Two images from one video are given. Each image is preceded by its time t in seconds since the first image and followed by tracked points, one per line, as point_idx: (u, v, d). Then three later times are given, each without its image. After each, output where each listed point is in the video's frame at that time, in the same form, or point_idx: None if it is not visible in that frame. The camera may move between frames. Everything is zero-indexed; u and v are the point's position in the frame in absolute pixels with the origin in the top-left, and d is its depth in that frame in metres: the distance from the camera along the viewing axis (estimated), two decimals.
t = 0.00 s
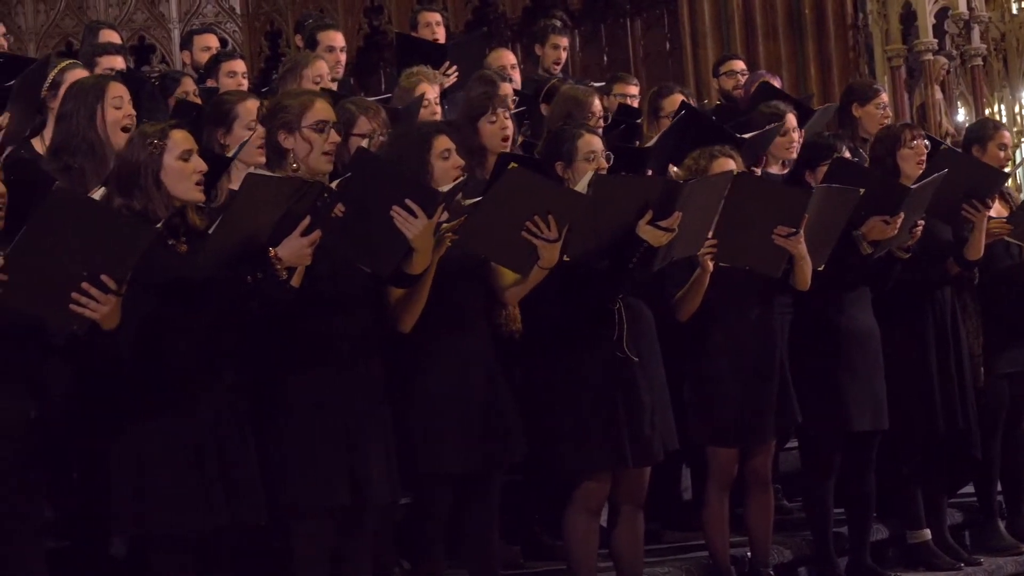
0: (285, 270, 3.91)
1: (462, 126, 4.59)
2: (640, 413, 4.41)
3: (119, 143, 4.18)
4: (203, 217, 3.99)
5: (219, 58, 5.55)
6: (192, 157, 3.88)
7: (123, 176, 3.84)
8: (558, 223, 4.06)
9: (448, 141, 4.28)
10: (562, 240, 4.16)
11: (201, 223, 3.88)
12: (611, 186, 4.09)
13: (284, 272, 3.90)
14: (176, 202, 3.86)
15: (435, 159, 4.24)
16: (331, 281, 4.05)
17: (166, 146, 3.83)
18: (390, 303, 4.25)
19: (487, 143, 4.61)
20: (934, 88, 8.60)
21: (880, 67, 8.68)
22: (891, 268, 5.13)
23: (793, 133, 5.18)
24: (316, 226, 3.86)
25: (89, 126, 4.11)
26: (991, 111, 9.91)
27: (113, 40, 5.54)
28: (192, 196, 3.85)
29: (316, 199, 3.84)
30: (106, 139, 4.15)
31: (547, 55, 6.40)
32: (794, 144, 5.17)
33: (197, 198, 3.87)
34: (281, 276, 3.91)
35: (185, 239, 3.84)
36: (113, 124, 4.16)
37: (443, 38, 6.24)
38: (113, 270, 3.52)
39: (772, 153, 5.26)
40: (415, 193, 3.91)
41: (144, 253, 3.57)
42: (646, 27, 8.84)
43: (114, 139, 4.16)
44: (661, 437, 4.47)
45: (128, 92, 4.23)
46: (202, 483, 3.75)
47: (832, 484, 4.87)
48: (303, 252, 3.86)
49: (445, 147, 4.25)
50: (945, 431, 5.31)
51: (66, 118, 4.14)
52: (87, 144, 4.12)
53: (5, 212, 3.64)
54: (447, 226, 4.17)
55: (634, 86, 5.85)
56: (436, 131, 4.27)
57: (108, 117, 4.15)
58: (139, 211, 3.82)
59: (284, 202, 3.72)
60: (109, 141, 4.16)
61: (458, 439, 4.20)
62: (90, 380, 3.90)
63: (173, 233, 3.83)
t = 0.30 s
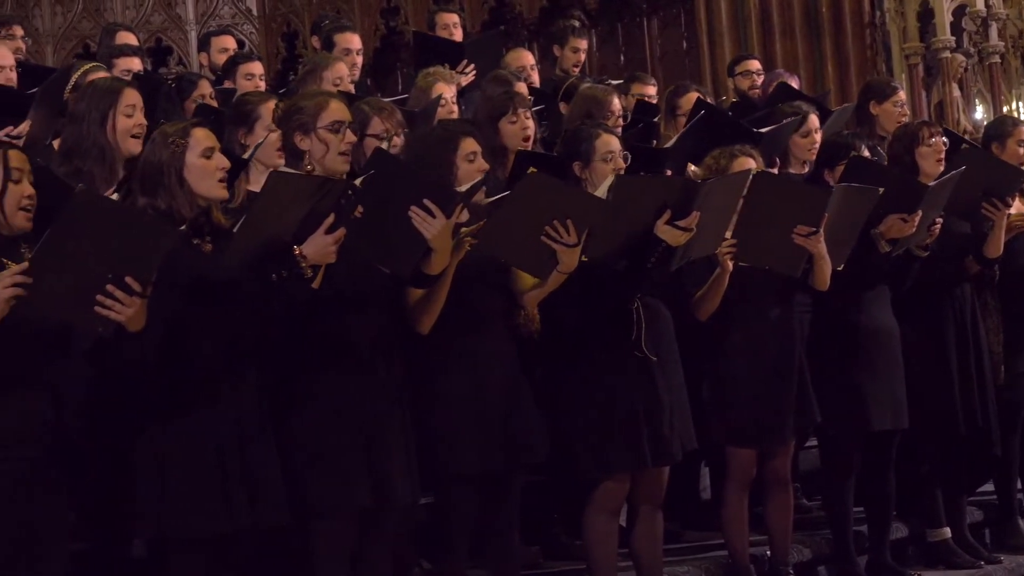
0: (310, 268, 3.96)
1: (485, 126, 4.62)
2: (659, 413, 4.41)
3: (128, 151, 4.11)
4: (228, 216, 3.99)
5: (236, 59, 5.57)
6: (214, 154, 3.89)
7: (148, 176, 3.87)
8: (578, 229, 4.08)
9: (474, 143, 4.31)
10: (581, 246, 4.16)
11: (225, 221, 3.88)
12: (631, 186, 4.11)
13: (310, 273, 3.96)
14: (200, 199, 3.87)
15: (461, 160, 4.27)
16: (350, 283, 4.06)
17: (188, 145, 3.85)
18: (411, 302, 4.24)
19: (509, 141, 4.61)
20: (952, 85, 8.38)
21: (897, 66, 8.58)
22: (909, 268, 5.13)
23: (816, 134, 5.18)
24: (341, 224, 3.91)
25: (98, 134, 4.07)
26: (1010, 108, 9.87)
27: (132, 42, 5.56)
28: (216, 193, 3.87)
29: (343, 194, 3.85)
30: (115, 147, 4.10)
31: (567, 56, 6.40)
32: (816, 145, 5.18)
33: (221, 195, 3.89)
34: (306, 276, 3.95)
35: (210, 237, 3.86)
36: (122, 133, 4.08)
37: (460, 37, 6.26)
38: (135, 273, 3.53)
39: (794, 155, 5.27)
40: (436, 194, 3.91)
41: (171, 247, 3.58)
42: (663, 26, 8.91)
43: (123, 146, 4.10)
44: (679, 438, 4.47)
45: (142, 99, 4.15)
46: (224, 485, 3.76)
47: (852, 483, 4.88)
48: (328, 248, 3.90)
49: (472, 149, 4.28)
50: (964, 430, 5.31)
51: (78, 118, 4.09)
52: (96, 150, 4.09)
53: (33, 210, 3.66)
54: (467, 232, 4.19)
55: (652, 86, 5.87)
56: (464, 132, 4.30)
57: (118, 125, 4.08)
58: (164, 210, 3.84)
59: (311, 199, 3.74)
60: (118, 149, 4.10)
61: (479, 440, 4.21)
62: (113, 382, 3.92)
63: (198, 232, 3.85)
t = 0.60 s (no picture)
0: (339, 270, 3.98)
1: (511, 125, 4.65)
2: (684, 410, 4.43)
3: (149, 152, 4.11)
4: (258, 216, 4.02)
5: (261, 57, 5.57)
6: (245, 153, 3.89)
7: (179, 172, 3.87)
8: (608, 234, 4.09)
9: (502, 139, 4.32)
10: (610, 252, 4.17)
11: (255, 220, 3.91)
12: (660, 186, 4.12)
13: (338, 272, 3.97)
14: (230, 198, 3.88)
15: (489, 156, 4.28)
16: (377, 283, 4.07)
17: (219, 143, 3.86)
18: (438, 302, 4.25)
19: (531, 139, 4.64)
20: (977, 82, 8.69)
21: (922, 63, 8.82)
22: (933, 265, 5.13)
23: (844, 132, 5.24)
24: (370, 225, 3.92)
25: (121, 135, 4.07)
26: None
27: (156, 41, 5.57)
28: (245, 192, 3.87)
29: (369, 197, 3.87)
30: (136, 147, 4.10)
31: (589, 53, 6.40)
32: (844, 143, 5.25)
33: (250, 194, 3.88)
34: (335, 278, 3.98)
35: (240, 237, 3.86)
36: (143, 133, 4.09)
37: (484, 36, 6.26)
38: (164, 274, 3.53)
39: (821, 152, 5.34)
40: (459, 192, 3.92)
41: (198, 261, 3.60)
42: (686, 23, 8.81)
43: (144, 147, 4.11)
44: (704, 436, 4.49)
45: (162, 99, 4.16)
46: (253, 485, 3.77)
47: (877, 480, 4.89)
48: (356, 250, 3.93)
49: (500, 146, 4.29)
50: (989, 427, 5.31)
51: (98, 117, 4.08)
52: (117, 151, 4.08)
53: (69, 210, 3.69)
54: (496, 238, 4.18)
55: (675, 88, 5.92)
56: (493, 129, 4.32)
57: (140, 125, 4.08)
58: (194, 209, 3.85)
59: (339, 199, 3.76)
60: (139, 149, 4.10)
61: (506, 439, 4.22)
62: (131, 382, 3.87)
63: (228, 231, 3.86)
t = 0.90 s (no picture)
0: (364, 270, 3.98)
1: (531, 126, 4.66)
2: (707, 409, 4.41)
3: (174, 150, 4.12)
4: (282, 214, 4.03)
5: (283, 57, 5.59)
6: (269, 153, 3.90)
7: (204, 173, 3.88)
8: (637, 232, 4.09)
9: (527, 136, 4.31)
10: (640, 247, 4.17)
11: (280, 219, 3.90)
12: (687, 185, 4.15)
13: (361, 274, 3.97)
14: (255, 198, 3.90)
15: (513, 153, 4.27)
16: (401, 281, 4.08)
17: (243, 143, 3.86)
18: (466, 300, 4.27)
19: (550, 138, 4.65)
20: (1001, 79, 8.28)
21: (945, 62, 8.49)
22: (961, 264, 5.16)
23: (871, 129, 5.23)
24: (394, 227, 3.90)
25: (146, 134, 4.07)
26: None
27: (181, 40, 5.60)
28: (270, 192, 3.89)
29: (395, 200, 3.90)
30: (161, 145, 4.11)
31: (608, 49, 6.57)
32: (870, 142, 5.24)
33: (274, 194, 3.90)
34: (359, 278, 3.97)
35: (264, 236, 3.87)
36: (168, 131, 4.09)
37: (507, 32, 6.32)
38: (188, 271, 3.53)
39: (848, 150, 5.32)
40: (483, 191, 3.91)
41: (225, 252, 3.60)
42: (709, 21, 8.89)
43: (169, 147, 4.11)
44: (726, 435, 4.46)
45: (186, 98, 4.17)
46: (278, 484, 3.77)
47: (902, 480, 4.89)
48: (381, 253, 3.92)
49: (524, 142, 4.28)
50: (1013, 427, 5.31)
51: (122, 115, 4.09)
52: (141, 148, 4.08)
53: (94, 206, 3.69)
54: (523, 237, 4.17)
55: (698, 88, 5.94)
56: (516, 125, 4.31)
57: (165, 123, 4.09)
58: (220, 209, 3.86)
59: (364, 201, 3.77)
60: (164, 147, 4.11)
61: (529, 438, 4.22)
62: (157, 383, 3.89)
63: (252, 230, 3.87)
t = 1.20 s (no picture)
0: (380, 272, 3.98)
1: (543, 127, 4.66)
2: (722, 411, 4.41)
3: (191, 148, 4.11)
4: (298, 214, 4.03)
5: (298, 57, 5.60)
6: (286, 151, 3.91)
7: (220, 172, 3.89)
8: (651, 236, 4.09)
9: (548, 141, 4.35)
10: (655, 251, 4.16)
11: (296, 219, 3.89)
12: (698, 189, 4.11)
13: (378, 275, 3.97)
14: (273, 197, 3.89)
15: (534, 157, 4.31)
16: (417, 283, 4.08)
17: (259, 141, 3.87)
18: (479, 304, 4.28)
19: (560, 140, 4.65)
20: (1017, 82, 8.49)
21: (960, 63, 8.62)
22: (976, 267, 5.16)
23: (888, 130, 5.26)
24: (409, 227, 3.90)
25: (165, 131, 4.05)
26: None
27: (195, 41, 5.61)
28: (286, 190, 3.89)
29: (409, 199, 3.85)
30: (179, 145, 4.09)
31: (619, 50, 6.61)
32: (887, 143, 5.27)
33: (290, 192, 3.91)
34: (374, 279, 3.97)
35: (281, 236, 3.86)
36: (185, 131, 4.09)
37: (520, 34, 6.36)
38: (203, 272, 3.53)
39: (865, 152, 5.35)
40: (498, 193, 3.92)
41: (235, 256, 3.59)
42: (724, 23, 8.78)
43: (186, 145, 4.10)
44: (742, 436, 4.47)
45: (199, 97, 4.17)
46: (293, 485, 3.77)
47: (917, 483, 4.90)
48: (397, 253, 3.93)
49: (545, 148, 4.31)
50: None
51: (138, 117, 4.07)
52: (159, 148, 4.06)
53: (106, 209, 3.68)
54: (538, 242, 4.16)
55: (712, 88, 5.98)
56: (539, 131, 4.34)
57: (182, 123, 4.09)
58: (236, 208, 3.87)
59: (374, 206, 3.72)
60: (181, 147, 4.10)
61: (544, 439, 4.22)
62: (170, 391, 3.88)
63: (269, 231, 3.86)
